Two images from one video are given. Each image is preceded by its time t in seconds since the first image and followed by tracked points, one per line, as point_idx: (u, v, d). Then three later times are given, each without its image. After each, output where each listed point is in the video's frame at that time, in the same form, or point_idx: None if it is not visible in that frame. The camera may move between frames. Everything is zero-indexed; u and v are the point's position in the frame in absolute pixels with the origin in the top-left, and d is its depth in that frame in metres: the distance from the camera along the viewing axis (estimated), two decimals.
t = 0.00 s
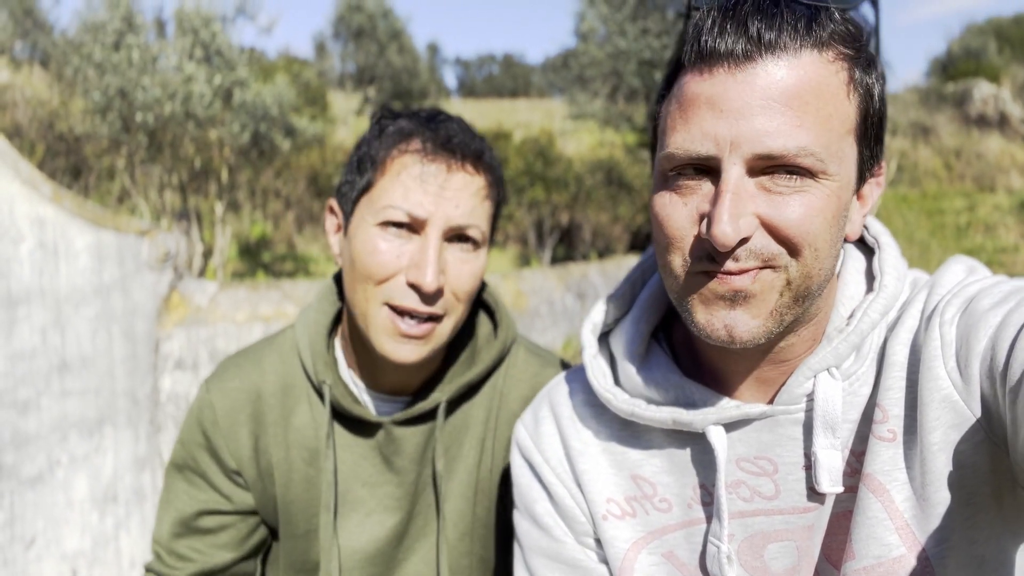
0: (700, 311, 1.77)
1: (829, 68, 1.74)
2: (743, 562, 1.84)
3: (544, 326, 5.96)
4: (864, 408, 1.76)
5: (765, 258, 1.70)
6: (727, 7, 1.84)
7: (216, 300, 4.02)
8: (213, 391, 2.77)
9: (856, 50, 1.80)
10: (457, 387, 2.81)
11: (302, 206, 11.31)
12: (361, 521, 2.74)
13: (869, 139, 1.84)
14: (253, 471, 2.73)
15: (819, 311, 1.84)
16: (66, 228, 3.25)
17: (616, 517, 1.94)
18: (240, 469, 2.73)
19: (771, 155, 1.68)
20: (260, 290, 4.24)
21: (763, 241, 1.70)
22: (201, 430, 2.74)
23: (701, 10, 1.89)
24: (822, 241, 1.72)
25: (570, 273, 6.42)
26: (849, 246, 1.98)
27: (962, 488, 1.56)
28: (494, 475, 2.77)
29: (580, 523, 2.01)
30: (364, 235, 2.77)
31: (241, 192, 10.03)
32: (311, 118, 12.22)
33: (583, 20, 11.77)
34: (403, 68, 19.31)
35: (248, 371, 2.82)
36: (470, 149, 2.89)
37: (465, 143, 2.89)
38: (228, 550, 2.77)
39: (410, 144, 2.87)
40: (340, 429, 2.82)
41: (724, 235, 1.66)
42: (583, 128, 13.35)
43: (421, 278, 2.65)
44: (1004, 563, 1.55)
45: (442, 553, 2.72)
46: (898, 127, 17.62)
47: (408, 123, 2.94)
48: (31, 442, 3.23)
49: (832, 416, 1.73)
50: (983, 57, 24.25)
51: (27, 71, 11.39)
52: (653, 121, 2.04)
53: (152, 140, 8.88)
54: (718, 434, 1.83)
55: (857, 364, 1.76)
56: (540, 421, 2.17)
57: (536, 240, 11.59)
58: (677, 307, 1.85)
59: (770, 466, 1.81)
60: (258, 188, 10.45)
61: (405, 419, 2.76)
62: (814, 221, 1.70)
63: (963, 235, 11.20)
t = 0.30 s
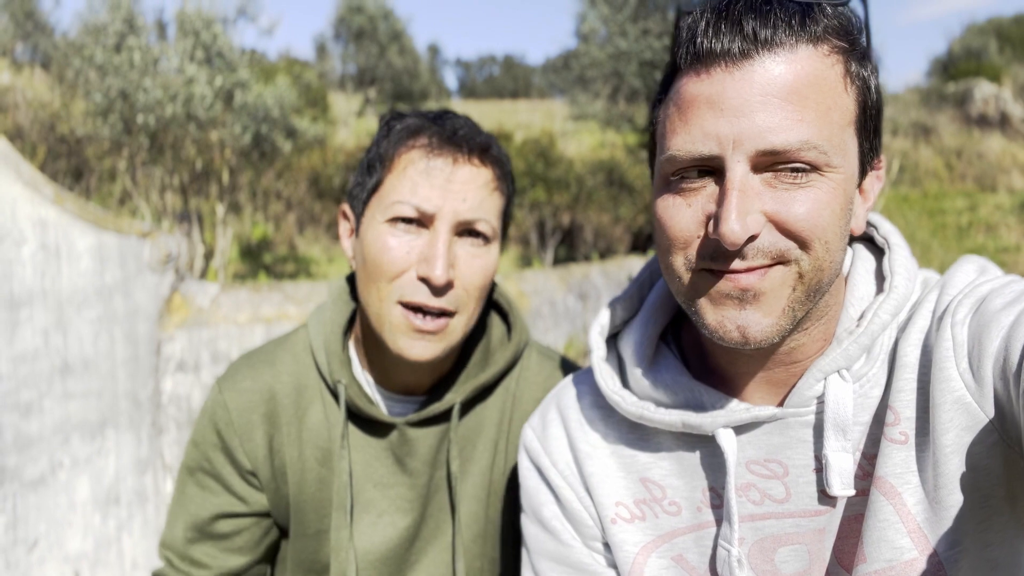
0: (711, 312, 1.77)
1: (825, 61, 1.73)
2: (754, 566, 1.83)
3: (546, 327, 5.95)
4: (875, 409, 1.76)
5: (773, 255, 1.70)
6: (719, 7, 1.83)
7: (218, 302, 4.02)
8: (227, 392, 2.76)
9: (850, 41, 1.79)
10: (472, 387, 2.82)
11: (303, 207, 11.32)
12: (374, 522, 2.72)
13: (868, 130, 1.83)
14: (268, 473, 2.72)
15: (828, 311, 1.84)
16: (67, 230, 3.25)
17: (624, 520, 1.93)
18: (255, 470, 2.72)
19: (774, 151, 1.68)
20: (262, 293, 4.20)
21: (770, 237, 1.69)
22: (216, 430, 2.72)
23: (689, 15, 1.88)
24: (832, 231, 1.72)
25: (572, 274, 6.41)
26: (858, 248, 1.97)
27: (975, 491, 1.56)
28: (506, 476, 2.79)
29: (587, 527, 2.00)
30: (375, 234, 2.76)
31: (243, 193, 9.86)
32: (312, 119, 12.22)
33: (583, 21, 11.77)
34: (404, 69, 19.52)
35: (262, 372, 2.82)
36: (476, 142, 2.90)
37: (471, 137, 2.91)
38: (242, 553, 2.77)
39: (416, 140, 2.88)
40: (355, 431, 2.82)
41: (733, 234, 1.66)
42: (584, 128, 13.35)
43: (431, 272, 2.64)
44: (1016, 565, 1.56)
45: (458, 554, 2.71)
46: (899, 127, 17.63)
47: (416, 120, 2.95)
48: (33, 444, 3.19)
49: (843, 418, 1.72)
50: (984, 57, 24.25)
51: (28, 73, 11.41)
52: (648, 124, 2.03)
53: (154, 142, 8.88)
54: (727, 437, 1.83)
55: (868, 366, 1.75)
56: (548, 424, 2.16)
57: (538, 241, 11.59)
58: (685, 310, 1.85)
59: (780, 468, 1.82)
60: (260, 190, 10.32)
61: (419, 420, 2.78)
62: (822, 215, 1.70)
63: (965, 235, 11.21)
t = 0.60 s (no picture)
0: (709, 319, 1.78)
1: (828, 70, 1.73)
2: (749, 568, 1.82)
3: (546, 328, 5.95)
4: (871, 412, 1.76)
5: (774, 263, 1.70)
6: (724, 12, 1.83)
7: (219, 303, 4.02)
8: (215, 388, 2.79)
9: (855, 49, 1.80)
10: (456, 386, 2.82)
11: (304, 208, 11.32)
12: (360, 520, 2.74)
13: (870, 138, 1.83)
14: (251, 469, 2.74)
15: (826, 314, 1.84)
16: (69, 232, 3.25)
17: (621, 522, 1.93)
18: (238, 465, 2.73)
19: (777, 159, 1.68)
20: (263, 294, 4.21)
21: (770, 247, 1.70)
22: (201, 424, 2.75)
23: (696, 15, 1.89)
24: (833, 241, 1.72)
25: (572, 275, 6.42)
26: (855, 250, 1.97)
27: (971, 492, 1.56)
28: (496, 477, 2.79)
29: (585, 529, 2.00)
30: (356, 236, 2.78)
31: (244, 195, 9.89)
32: (313, 120, 12.24)
33: (584, 22, 11.79)
34: (404, 71, 19.60)
35: (248, 371, 2.84)
36: (450, 140, 2.92)
37: (445, 135, 2.92)
38: (222, 546, 2.76)
39: (391, 141, 2.90)
40: (339, 427, 2.83)
41: (734, 243, 1.65)
42: (585, 129, 13.36)
43: (413, 271, 2.65)
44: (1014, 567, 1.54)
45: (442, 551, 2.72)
46: (900, 127, 17.64)
47: (389, 122, 2.97)
48: (35, 446, 3.19)
49: (839, 421, 1.72)
50: (986, 57, 24.27)
51: (30, 76, 11.44)
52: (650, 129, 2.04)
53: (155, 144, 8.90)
54: (724, 439, 1.83)
55: (864, 368, 1.75)
56: (545, 426, 2.16)
57: (538, 242, 11.61)
58: (684, 314, 1.85)
59: (777, 471, 1.82)
60: (261, 192, 10.38)
61: (403, 416, 2.78)
62: (823, 224, 1.69)
63: (966, 235, 11.21)
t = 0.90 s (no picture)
0: (717, 319, 1.79)
1: (832, 69, 1.73)
2: (749, 567, 1.83)
3: (548, 330, 5.95)
4: (870, 412, 1.76)
5: (782, 264, 1.70)
6: (726, 13, 1.82)
7: (221, 305, 4.07)
8: (218, 388, 2.82)
9: (854, 46, 1.79)
10: (455, 383, 2.83)
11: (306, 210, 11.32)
12: (360, 516, 2.73)
13: (871, 135, 1.84)
14: (255, 466, 2.75)
15: (826, 312, 1.84)
16: (71, 234, 3.26)
17: (620, 522, 1.93)
18: (241, 463, 2.75)
19: (783, 161, 1.68)
20: (264, 296, 4.28)
21: (778, 247, 1.70)
22: (206, 424, 2.78)
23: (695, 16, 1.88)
24: (839, 238, 1.72)
25: (573, 277, 6.42)
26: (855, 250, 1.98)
27: (971, 493, 1.56)
28: (494, 475, 2.78)
29: (583, 528, 2.00)
30: (367, 225, 2.79)
31: (246, 196, 9.89)
32: (315, 122, 12.24)
33: (585, 23, 11.79)
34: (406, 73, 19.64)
35: (252, 371, 2.85)
36: (459, 135, 2.96)
37: (454, 129, 2.97)
38: (231, 546, 2.78)
39: (402, 134, 2.92)
40: (341, 424, 2.83)
41: (743, 246, 1.66)
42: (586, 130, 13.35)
43: (424, 258, 2.67)
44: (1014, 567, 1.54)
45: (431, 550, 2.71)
46: (903, 127, 17.62)
47: (400, 116, 3.00)
48: (37, 447, 3.23)
49: (838, 420, 1.72)
50: (987, 57, 24.24)
51: (32, 78, 11.45)
52: (649, 129, 2.03)
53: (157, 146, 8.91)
54: (723, 439, 1.83)
55: (864, 368, 1.76)
56: (545, 426, 2.17)
57: (540, 244, 11.63)
58: (690, 316, 1.86)
59: (776, 471, 1.82)
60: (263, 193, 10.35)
61: (402, 413, 2.79)
62: (829, 223, 1.70)
63: (969, 235, 11.20)
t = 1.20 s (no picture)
0: (722, 326, 1.79)
1: (833, 75, 1.73)
2: (748, 569, 1.84)
3: (550, 332, 5.95)
4: (870, 415, 1.76)
5: (787, 270, 1.71)
6: (728, 17, 1.81)
7: (223, 307, 4.08)
8: (235, 386, 2.86)
9: (854, 51, 1.79)
10: (460, 393, 2.83)
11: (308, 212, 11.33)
12: (363, 520, 2.75)
13: (872, 139, 1.84)
14: (269, 463, 2.79)
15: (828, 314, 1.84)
16: (73, 236, 3.26)
17: (618, 524, 1.94)
18: (257, 458, 2.80)
19: (786, 169, 1.68)
20: (266, 298, 4.29)
21: (783, 254, 1.71)
22: (223, 421, 2.84)
23: (696, 20, 1.87)
24: (844, 245, 1.73)
25: (575, 278, 6.43)
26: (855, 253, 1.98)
27: (970, 495, 1.56)
28: (488, 485, 2.80)
29: (582, 530, 2.01)
30: (382, 228, 2.80)
31: (248, 199, 9.93)
32: (317, 124, 12.26)
33: (587, 25, 11.80)
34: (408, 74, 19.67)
35: (268, 368, 2.90)
36: (480, 143, 2.96)
37: (476, 138, 2.97)
38: (268, 543, 2.87)
39: (424, 139, 2.93)
40: (349, 427, 2.87)
41: (749, 253, 1.67)
42: (588, 132, 13.35)
43: (438, 264, 2.68)
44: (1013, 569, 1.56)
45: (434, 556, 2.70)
46: (905, 128, 17.60)
47: (423, 121, 3.00)
48: (40, 449, 3.20)
49: (837, 423, 1.72)
50: (989, 57, 24.21)
51: (35, 81, 11.48)
52: (650, 132, 2.02)
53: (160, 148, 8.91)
54: (722, 441, 1.84)
55: (863, 371, 1.76)
56: (544, 426, 2.17)
57: (542, 245, 11.62)
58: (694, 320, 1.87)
59: (775, 473, 1.82)
60: (266, 195, 10.41)
61: (405, 419, 2.80)
62: (832, 230, 1.70)
63: (971, 237, 11.17)
